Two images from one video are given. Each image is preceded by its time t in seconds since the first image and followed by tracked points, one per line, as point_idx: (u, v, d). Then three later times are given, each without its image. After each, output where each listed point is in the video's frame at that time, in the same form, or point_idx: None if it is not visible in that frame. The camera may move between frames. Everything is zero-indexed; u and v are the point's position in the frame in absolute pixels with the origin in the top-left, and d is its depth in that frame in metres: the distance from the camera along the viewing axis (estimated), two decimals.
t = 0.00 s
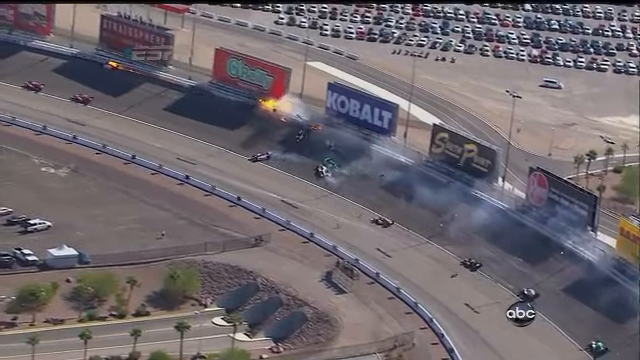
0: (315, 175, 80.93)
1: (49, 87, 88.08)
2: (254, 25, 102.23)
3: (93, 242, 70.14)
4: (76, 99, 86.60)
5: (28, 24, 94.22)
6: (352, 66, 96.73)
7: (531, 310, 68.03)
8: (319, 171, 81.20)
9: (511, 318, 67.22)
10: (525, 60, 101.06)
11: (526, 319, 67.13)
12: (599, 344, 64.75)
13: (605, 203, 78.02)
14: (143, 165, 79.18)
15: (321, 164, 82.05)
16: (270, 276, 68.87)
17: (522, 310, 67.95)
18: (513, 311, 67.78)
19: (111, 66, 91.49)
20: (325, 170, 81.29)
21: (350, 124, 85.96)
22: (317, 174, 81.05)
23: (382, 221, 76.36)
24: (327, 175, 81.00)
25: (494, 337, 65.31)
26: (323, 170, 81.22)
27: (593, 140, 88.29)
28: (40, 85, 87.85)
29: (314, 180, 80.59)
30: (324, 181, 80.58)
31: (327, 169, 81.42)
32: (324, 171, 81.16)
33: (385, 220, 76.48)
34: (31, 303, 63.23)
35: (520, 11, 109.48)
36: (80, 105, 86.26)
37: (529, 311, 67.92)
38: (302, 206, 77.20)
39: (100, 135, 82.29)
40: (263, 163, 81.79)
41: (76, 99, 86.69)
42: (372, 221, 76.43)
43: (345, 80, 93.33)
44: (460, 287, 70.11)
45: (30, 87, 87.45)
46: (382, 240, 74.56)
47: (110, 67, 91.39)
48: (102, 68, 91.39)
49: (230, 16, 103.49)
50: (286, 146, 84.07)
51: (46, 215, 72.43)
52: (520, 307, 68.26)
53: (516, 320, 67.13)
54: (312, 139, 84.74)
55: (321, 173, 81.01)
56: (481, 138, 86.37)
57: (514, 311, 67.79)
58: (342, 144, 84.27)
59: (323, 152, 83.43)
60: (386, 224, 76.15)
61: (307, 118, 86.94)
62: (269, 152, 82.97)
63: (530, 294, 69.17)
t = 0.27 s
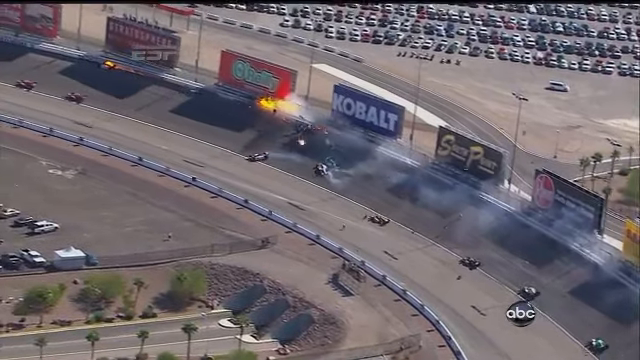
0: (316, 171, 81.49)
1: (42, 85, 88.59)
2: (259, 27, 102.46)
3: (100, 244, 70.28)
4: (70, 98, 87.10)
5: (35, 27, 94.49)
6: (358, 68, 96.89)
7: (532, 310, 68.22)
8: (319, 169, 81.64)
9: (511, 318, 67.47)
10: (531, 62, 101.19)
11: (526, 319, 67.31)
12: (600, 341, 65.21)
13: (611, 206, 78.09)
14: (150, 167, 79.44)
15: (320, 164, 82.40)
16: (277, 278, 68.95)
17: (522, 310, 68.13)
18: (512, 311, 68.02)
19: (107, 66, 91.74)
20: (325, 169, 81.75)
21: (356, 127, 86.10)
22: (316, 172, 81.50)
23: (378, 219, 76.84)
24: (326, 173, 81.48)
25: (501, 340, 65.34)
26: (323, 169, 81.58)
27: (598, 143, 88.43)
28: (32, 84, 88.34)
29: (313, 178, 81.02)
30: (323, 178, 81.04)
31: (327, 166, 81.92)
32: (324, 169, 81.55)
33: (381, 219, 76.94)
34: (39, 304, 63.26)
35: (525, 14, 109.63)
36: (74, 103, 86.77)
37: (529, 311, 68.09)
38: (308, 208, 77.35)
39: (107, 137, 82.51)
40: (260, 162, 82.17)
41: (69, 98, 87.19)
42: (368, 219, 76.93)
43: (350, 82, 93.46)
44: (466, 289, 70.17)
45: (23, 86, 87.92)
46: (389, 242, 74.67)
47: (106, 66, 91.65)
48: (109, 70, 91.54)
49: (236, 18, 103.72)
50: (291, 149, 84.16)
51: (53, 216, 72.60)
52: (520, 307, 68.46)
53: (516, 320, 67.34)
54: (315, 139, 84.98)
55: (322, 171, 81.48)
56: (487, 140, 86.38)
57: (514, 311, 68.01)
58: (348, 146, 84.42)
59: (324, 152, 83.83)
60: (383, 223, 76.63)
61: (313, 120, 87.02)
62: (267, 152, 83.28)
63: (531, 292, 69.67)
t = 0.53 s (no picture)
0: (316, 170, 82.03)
1: (34, 83, 88.93)
2: (265, 29, 102.60)
3: (107, 246, 70.36)
4: (62, 97, 87.54)
5: (41, 29, 94.69)
6: (363, 70, 96.99)
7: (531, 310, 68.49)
8: (320, 168, 82.14)
9: (511, 318, 67.66)
10: (536, 64, 101.25)
11: (526, 319, 67.52)
12: (600, 338, 65.85)
13: (617, 208, 78.13)
14: (156, 169, 79.62)
15: (320, 163, 82.77)
16: (283, 280, 68.93)
17: (522, 309, 68.36)
18: (512, 311, 68.23)
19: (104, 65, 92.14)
20: (326, 167, 82.30)
21: (362, 129, 86.18)
22: (317, 171, 81.99)
23: (374, 217, 77.33)
24: (327, 171, 82.04)
25: (507, 342, 65.34)
26: (324, 168, 82.06)
27: (604, 145, 88.53)
28: (25, 82, 88.69)
29: (315, 176, 81.54)
30: (324, 176, 81.55)
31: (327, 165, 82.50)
32: (324, 167, 82.07)
33: (378, 217, 77.44)
34: (46, 306, 63.46)
35: (530, 16, 109.76)
36: (67, 102, 87.21)
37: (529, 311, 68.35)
38: (314, 210, 77.44)
39: (113, 139, 82.65)
40: (258, 162, 82.53)
41: (62, 96, 87.66)
42: (365, 217, 77.33)
43: (355, 84, 93.56)
44: (472, 291, 70.20)
45: (15, 84, 88.22)
46: (395, 244, 74.73)
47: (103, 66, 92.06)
48: (115, 72, 91.73)
49: (241, 21, 103.87)
50: (297, 151, 84.31)
51: (60, 218, 72.72)
52: (520, 307, 68.68)
53: (516, 319, 67.57)
54: (318, 139, 85.28)
55: (322, 169, 82.02)
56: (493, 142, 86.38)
57: (514, 311, 68.23)
58: (353, 147, 84.54)
59: (325, 150, 84.23)
60: (379, 220, 77.15)
61: (319, 122, 87.14)
62: (264, 152, 83.57)
63: (532, 289, 70.16)
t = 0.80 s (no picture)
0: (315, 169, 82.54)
1: (25, 81, 89.38)
2: (270, 31, 102.81)
3: (114, 247, 70.48)
4: (55, 95, 88.00)
5: (48, 30, 95.10)
6: (368, 72, 97.13)
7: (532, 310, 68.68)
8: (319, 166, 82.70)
9: (511, 318, 67.89)
10: (540, 66, 101.40)
11: (526, 319, 67.77)
12: (600, 336, 66.11)
13: (623, 210, 78.22)
14: (162, 170, 79.72)
15: (319, 163, 83.18)
16: (290, 281, 68.97)
17: (522, 309, 68.61)
18: (512, 311, 68.48)
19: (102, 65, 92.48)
20: (325, 166, 82.80)
21: (368, 130, 86.26)
22: (316, 170, 82.47)
23: (370, 215, 77.71)
24: (327, 169, 82.58)
25: (514, 344, 65.34)
26: (324, 166, 82.60)
27: (609, 147, 88.63)
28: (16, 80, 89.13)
29: (315, 176, 81.93)
30: (323, 175, 82.08)
31: (327, 164, 82.95)
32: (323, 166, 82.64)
33: (373, 214, 77.82)
34: (53, 307, 63.60)
35: (535, 18, 110.00)
36: (60, 100, 87.67)
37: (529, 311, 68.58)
38: (319, 212, 77.54)
39: (120, 140, 82.82)
40: (256, 161, 82.87)
41: (55, 94, 88.11)
42: (361, 215, 77.72)
43: (360, 86, 93.74)
44: (478, 293, 70.25)
45: (7, 82, 88.64)
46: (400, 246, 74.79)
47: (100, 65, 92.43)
48: (120, 73, 91.99)
49: (247, 23, 104.09)
50: (302, 153, 84.50)
51: (66, 219, 72.86)
52: (521, 307, 68.92)
53: (516, 319, 67.80)
54: (322, 140, 85.66)
55: (321, 167, 82.59)
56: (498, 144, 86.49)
57: (514, 311, 68.48)
58: (358, 148, 84.65)
59: (326, 150, 84.61)
60: (374, 219, 77.49)
61: (324, 123, 87.27)
62: (260, 152, 83.89)
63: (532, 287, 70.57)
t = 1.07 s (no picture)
0: (313, 168, 82.98)
1: (16, 79, 89.83)
2: (275, 33, 102.96)
3: (121, 249, 70.62)
4: (47, 92, 88.37)
5: (54, 32, 95.38)
6: (374, 75, 97.23)
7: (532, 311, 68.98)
8: (318, 165, 83.18)
9: (510, 318, 68.12)
10: (545, 69, 101.48)
11: (526, 319, 68.06)
12: (600, 333, 66.73)
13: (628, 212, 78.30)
14: (169, 172, 79.84)
15: (319, 162, 83.56)
16: (296, 283, 69.05)
17: (521, 310, 68.94)
18: (512, 311, 68.77)
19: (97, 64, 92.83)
20: (325, 164, 83.33)
21: (373, 132, 86.29)
22: (315, 168, 82.90)
23: (366, 212, 78.08)
24: (327, 168, 83.07)
25: (520, 346, 65.42)
26: (323, 165, 83.11)
27: (614, 150, 88.70)
28: (7, 78, 89.57)
29: (313, 175, 82.20)
30: (323, 173, 82.55)
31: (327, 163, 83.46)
32: (323, 164, 83.15)
33: (369, 212, 78.19)
34: (60, 308, 63.64)
35: (539, 20, 110.10)
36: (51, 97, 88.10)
37: (529, 311, 68.90)
38: (325, 213, 77.65)
39: (126, 142, 82.98)
40: (254, 161, 83.15)
41: (46, 92, 88.49)
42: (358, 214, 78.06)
43: (366, 88, 93.77)
44: (484, 295, 70.33)
45: None
46: (406, 247, 74.86)
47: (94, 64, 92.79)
48: (126, 75, 92.16)
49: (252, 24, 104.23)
50: (307, 155, 84.62)
51: (73, 221, 73.00)
52: (520, 307, 69.24)
53: (516, 320, 68.06)
54: (326, 141, 85.78)
55: (321, 165, 83.06)
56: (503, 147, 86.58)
57: (513, 311, 68.78)
58: (364, 150, 84.75)
59: (326, 150, 84.89)
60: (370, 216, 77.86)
61: (330, 125, 87.38)
62: (256, 151, 84.29)
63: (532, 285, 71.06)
